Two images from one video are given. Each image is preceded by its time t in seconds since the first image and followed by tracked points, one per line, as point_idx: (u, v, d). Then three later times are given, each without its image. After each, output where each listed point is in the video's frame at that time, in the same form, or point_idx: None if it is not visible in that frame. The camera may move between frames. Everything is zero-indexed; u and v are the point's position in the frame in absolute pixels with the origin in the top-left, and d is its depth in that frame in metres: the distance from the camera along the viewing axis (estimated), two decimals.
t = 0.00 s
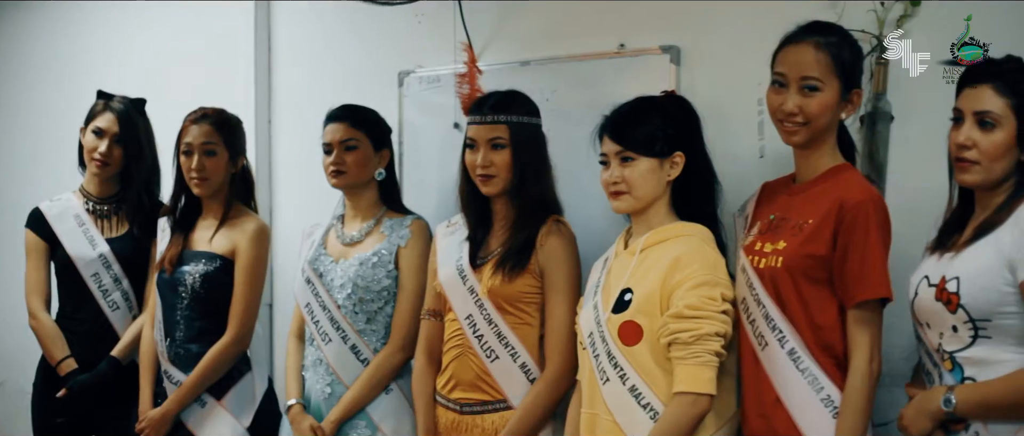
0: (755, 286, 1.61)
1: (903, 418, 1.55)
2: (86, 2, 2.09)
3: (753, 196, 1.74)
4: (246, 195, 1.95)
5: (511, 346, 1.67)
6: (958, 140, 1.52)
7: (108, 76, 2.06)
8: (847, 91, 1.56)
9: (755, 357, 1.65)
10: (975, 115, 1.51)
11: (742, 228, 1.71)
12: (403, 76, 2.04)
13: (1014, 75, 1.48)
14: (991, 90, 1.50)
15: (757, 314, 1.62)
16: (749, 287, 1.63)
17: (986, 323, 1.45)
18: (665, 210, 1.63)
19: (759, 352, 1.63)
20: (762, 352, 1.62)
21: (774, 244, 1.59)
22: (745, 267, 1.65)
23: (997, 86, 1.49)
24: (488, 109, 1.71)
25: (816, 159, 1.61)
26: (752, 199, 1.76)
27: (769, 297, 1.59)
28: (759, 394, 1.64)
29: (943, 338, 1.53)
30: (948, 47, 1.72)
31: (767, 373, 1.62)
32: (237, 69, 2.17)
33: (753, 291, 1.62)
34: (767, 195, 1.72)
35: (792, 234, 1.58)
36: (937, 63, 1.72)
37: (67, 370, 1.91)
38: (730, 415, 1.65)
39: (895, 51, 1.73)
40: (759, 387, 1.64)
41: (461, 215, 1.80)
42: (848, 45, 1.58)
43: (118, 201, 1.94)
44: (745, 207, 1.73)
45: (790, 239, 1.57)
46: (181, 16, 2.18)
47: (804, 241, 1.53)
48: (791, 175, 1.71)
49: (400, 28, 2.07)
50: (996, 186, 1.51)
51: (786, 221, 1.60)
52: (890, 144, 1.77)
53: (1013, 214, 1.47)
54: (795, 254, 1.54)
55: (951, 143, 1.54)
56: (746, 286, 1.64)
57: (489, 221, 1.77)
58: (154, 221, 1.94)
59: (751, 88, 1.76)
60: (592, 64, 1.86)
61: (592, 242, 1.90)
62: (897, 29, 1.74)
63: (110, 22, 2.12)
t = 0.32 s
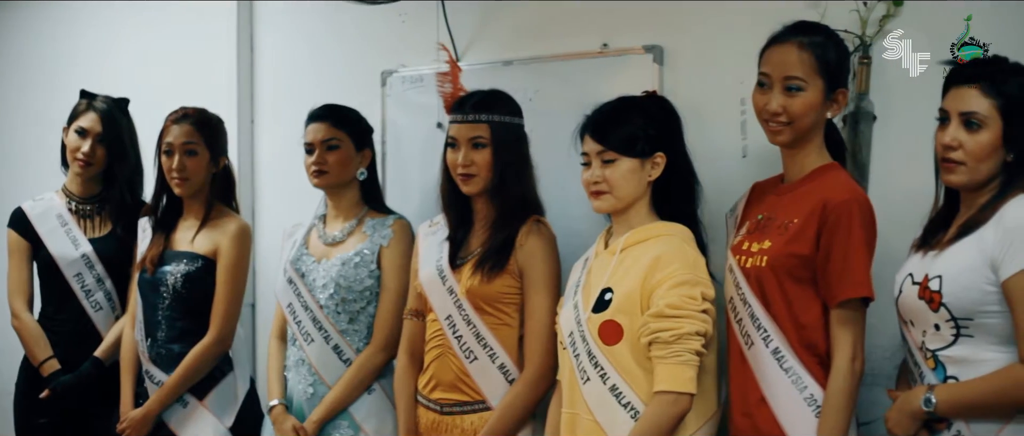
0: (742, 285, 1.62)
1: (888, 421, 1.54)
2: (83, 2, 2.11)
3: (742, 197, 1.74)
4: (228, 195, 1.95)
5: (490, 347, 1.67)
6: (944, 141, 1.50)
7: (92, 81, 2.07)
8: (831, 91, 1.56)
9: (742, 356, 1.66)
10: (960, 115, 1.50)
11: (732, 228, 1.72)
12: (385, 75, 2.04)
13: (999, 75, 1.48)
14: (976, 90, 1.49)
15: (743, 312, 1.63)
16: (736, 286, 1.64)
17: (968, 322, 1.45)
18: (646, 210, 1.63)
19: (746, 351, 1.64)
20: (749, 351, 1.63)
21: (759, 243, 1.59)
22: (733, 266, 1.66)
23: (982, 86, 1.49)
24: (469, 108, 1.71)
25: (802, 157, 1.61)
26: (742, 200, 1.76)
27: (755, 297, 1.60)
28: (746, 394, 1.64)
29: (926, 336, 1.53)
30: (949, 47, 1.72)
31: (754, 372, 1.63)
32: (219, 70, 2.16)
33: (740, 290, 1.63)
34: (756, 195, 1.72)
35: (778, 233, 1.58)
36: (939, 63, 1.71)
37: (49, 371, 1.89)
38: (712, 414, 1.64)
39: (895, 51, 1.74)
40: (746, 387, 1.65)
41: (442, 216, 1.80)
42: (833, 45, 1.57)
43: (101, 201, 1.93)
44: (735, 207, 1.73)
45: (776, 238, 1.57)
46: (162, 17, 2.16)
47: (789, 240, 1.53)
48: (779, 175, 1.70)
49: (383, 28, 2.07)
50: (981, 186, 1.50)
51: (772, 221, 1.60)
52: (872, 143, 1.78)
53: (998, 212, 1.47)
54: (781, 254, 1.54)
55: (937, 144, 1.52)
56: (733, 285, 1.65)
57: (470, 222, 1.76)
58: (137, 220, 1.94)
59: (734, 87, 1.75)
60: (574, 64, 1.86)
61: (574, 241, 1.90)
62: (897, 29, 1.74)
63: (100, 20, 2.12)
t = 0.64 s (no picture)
0: (725, 284, 1.62)
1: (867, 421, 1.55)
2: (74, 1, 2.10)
3: (728, 195, 1.74)
4: (207, 194, 1.95)
5: (467, 348, 1.69)
6: (924, 140, 1.51)
7: (82, 80, 2.04)
8: (815, 91, 1.56)
9: (724, 354, 1.66)
10: (940, 115, 1.50)
11: (718, 227, 1.72)
12: (366, 75, 2.05)
13: (979, 75, 1.49)
14: (957, 90, 1.49)
15: (726, 311, 1.63)
16: (719, 285, 1.65)
17: (948, 322, 1.45)
18: (620, 210, 1.65)
19: (728, 349, 1.64)
20: (730, 349, 1.64)
21: (742, 242, 1.59)
22: (716, 265, 1.66)
23: (960, 86, 1.49)
24: (446, 106, 1.72)
25: (786, 157, 1.60)
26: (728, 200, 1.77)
27: (737, 295, 1.61)
28: (728, 392, 1.65)
29: (906, 336, 1.53)
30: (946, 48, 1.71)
31: (735, 370, 1.63)
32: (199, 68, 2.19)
33: (722, 289, 1.63)
34: (741, 195, 1.72)
35: (760, 232, 1.58)
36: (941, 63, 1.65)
37: (30, 371, 1.87)
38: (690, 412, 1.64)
39: (895, 51, 1.72)
40: (728, 385, 1.65)
41: (421, 216, 1.82)
42: (817, 44, 1.57)
43: (81, 200, 1.92)
44: (721, 206, 1.73)
45: (758, 237, 1.57)
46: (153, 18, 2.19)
47: (771, 239, 1.53)
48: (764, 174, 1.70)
49: (363, 27, 2.08)
50: (960, 186, 1.51)
51: (756, 221, 1.60)
52: (852, 143, 1.78)
53: (978, 211, 1.47)
54: (763, 253, 1.54)
55: (917, 143, 1.52)
56: (717, 283, 1.66)
57: (447, 222, 1.77)
58: (116, 220, 1.94)
59: (715, 87, 1.75)
60: (554, 64, 1.87)
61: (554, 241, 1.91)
62: (898, 30, 1.74)
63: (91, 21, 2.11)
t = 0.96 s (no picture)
0: (704, 283, 1.62)
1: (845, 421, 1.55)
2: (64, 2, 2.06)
3: (704, 193, 1.74)
4: (185, 194, 1.96)
5: (443, 348, 1.72)
6: (902, 140, 1.51)
7: (63, 79, 1.99)
8: (793, 91, 1.56)
9: (705, 354, 1.66)
10: (918, 114, 1.51)
11: (693, 226, 1.71)
12: (344, 74, 2.05)
13: (955, 75, 1.50)
14: (934, 90, 1.50)
15: (706, 311, 1.62)
16: (698, 284, 1.64)
17: (926, 321, 1.46)
18: (595, 209, 1.67)
19: (709, 349, 1.64)
20: (711, 349, 1.63)
21: (722, 241, 1.59)
22: (694, 264, 1.66)
23: (938, 86, 1.50)
24: (421, 105, 1.75)
25: (764, 156, 1.60)
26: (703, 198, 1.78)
27: (717, 293, 1.60)
28: (709, 392, 1.65)
29: (884, 336, 1.54)
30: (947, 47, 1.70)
31: (716, 369, 1.63)
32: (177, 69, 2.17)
33: (701, 288, 1.63)
34: (716, 193, 1.72)
35: (740, 232, 1.58)
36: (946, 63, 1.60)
37: (9, 371, 1.86)
38: (665, 409, 1.64)
39: (894, 51, 1.73)
40: (709, 385, 1.65)
41: (397, 216, 1.83)
42: (795, 45, 1.57)
43: (59, 199, 1.89)
44: (696, 205, 1.72)
45: (738, 237, 1.57)
46: (140, 22, 2.16)
47: (751, 239, 1.53)
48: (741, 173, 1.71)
49: (342, 27, 2.08)
50: (937, 186, 1.51)
51: (734, 220, 1.60)
52: (829, 143, 1.78)
53: (955, 211, 1.47)
54: (744, 253, 1.54)
55: (895, 143, 1.52)
56: (695, 283, 1.65)
57: (423, 222, 1.79)
58: (94, 220, 1.91)
59: (693, 87, 1.76)
60: (532, 64, 1.87)
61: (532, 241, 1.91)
62: (898, 30, 1.75)
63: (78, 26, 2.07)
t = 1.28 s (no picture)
0: (684, 282, 1.61)
1: (827, 416, 1.55)
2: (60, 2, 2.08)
3: (677, 193, 1.75)
4: (165, 194, 1.96)
5: (421, 348, 1.76)
6: (881, 140, 1.52)
7: (46, 78, 1.97)
8: (772, 92, 1.55)
9: (682, 353, 1.65)
10: (897, 114, 1.51)
11: (668, 225, 1.71)
12: (324, 74, 2.04)
13: (934, 75, 1.51)
14: (912, 89, 1.50)
15: (686, 310, 1.61)
16: (678, 284, 1.63)
17: (906, 322, 1.46)
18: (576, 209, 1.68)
19: (688, 348, 1.62)
20: (691, 349, 1.62)
21: (701, 241, 1.59)
22: (671, 262, 1.65)
23: (916, 86, 1.50)
24: (399, 106, 1.80)
25: (741, 156, 1.60)
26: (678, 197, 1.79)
27: (698, 294, 1.60)
28: (688, 391, 1.63)
29: (865, 336, 1.54)
30: (947, 47, 1.72)
31: (696, 368, 1.61)
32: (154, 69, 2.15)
33: (681, 288, 1.62)
34: (690, 192, 1.73)
35: (718, 231, 1.58)
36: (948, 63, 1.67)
37: None
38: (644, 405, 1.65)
39: (895, 51, 1.74)
40: (688, 384, 1.63)
41: (375, 216, 1.87)
42: (775, 45, 1.57)
43: (39, 199, 1.89)
44: (669, 204, 1.73)
45: (717, 236, 1.57)
46: (123, 23, 2.14)
47: (730, 238, 1.53)
48: (718, 172, 1.71)
49: (321, 27, 2.08)
50: (915, 186, 1.52)
51: (711, 220, 1.60)
52: (808, 143, 1.78)
53: (933, 212, 1.48)
54: (724, 253, 1.54)
55: (874, 143, 1.53)
56: (675, 282, 1.64)
57: (400, 222, 1.84)
58: (75, 220, 1.90)
59: (673, 86, 1.76)
60: (512, 63, 1.87)
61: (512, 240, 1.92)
62: (898, 30, 1.75)
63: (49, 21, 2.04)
